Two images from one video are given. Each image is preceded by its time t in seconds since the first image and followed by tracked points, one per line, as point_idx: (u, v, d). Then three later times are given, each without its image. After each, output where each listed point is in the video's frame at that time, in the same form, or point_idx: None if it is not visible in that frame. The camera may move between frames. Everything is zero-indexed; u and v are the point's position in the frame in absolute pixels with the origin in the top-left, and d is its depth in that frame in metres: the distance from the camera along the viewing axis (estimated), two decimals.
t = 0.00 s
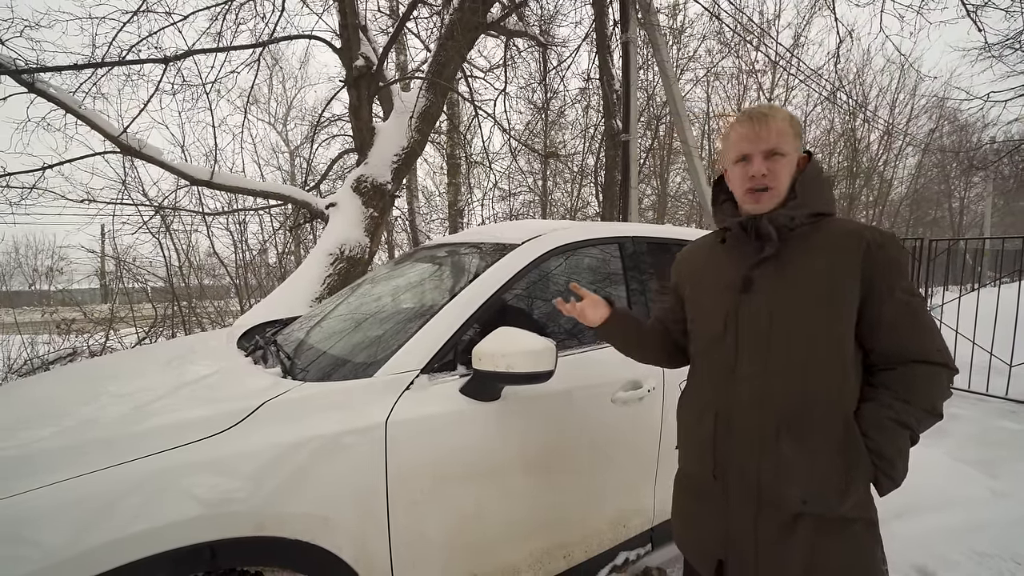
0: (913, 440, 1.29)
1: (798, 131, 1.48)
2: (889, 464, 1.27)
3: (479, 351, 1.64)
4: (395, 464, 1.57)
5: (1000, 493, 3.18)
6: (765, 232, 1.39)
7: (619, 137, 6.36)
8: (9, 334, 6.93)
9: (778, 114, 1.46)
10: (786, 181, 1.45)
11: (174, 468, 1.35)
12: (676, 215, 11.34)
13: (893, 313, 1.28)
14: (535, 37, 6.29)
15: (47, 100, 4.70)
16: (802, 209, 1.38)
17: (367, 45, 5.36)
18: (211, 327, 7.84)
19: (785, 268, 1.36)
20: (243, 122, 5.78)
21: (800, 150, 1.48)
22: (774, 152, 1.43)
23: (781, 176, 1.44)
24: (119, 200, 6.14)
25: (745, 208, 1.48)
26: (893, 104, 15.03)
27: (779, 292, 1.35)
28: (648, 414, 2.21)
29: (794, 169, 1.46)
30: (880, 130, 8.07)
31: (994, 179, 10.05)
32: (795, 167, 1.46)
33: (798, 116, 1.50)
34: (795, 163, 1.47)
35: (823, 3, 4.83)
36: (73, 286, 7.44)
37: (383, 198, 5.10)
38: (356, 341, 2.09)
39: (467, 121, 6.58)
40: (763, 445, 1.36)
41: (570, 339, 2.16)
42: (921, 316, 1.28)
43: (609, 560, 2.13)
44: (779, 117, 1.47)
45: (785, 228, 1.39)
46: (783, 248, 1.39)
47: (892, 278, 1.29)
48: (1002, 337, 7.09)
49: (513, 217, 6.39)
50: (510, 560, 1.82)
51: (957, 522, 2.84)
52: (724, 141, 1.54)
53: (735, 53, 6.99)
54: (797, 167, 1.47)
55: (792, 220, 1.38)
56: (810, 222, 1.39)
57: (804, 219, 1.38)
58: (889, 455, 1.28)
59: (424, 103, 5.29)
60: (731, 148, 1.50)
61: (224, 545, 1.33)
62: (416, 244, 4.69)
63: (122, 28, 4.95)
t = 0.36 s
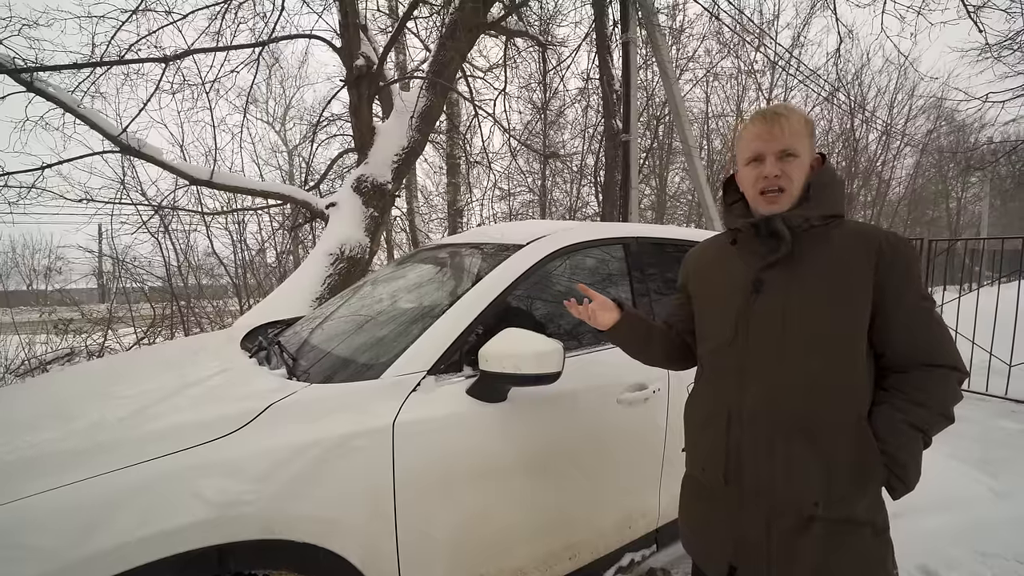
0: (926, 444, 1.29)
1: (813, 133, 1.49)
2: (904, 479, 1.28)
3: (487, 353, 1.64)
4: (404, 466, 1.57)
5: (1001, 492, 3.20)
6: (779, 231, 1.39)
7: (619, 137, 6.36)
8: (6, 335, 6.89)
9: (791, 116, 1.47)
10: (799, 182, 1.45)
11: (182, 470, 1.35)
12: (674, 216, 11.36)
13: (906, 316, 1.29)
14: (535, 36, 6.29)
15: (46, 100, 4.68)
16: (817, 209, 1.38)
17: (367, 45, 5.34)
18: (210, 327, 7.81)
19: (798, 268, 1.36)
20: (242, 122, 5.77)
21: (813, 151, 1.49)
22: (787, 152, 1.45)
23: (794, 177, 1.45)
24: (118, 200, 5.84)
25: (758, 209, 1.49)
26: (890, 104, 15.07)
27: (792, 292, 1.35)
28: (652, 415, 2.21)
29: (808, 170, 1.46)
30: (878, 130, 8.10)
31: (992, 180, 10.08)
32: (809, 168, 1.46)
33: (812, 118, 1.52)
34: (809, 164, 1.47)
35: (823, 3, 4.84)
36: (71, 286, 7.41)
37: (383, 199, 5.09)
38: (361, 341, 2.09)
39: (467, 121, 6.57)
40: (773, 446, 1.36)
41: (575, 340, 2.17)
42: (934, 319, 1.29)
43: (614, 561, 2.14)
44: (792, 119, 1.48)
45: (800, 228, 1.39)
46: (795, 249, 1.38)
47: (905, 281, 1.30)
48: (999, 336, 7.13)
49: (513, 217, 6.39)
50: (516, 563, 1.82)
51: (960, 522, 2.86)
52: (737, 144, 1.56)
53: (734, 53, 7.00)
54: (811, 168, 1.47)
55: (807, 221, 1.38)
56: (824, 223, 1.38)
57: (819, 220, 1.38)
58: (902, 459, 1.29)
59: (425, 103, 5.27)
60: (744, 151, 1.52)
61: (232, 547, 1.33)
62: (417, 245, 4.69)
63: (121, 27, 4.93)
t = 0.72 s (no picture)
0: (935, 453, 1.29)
1: (793, 138, 1.43)
2: (912, 487, 1.28)
3: (493, 358, 1.64)
4: (410, 472, 1.57)
5: (1002, 492, 3.21)
6: (784, 236, 1.40)
7: (618, 137, 6.36)
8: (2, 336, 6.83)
9: (761, 130, 1.46)
10: (772, 197, 1.44)
11: (185, 478, 1.34)
12: (673, 215, 11.37)
13: (915, 323, 1.28)
14: (534, 36, 6.29)
15: (44, 100, 4.65)
16: (821, 213, 1.39)
17: (367, 45, 5.32)
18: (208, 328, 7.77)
19: (802, 273, 1.37)
20: (241, 122, 5.74)
21: (801, 155, 1.42)
22: (752, 172, 1.46)
23: (765, 193, 1.45)
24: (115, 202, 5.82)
25: (744, 226, 1.52)
26: (887, 104, 15.11)
27: (795, 297, 1.37)
28: (657, 419, 2.22)
29: (783, 182, 1.42)
30: (876, 130, 8.12)
31: (988, 179, 10.13)
32: (785, 179, 1.42)
33: (802, 117, 1.44)
34: (793, 172, 1.43)
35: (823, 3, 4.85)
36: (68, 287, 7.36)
37: (382, 199, 5.07)
38: (363, 345, 2.08)
39: (466, 121, 6.55)
40: (776, 449, 1.39)
41: (578, 343, 2.16)
42: (945, 325, 1.28)
43: (618, 564, 2.14)
44: (768, 130, 1.45)
45: (804, 232, 1.40)
46: (802, 253, 1.39)
47: (913, 287, 1.29)
48: (997, 336, 7.15)
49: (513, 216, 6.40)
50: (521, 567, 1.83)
51: (961, 522, 2.87)
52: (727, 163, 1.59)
53: (733, 53, 7.00)
54: (797, 175, 1.42)
55: (810, 225, 1.39)
56: (830, 227, 1.39)
57: (823, 224, 1.39)
58: (909, 468, 1.28)
59: (425, 103, 5.26)
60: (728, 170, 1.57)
61: (237, 555, 1.32)
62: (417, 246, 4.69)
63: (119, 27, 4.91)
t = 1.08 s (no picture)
0: (918, 464, 1.26)
1: (770, 148, 1.45)
2: (886, 495, 1.26)
3: (490, 361, 1.62)
4: (406, 477, 1.55)
5: (995, 492, 3.23)
6: (770, 241, 1.44)
7: (613, 137, 6.36)
8: None
9: (739, 142, 1.50)
10: (755, 209, 1.48)
11: (177, 487, 1.32)
12: (668, 216, 11.39)
13: (901, 329, 1.26)
14: (529, 37, 6.28)
15: (32, 99, 4.58)
16: (807, 218, 1.41)
17: (362, 44, 5.29)
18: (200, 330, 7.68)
19: (789, 279, 1.39)
20: (233, 122, 5.70)
21: (782, 163, 1.44)
22: (735, 183, 1.50)
23: (747, 206, 1.49)
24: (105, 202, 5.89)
25: (737, 236, 1.57)
26: (879, 105, 15.25)
27: (782, 301, 1.39)
28: (654, 422, 2.21)
29: (764, 192, 1.45)
30: (868, 131, 8.19)
31: (977, 180, 10.25)
32: (767, 189, 1.45)
33: (780, 126, 1.46)
34: (776, 180, 1.44)
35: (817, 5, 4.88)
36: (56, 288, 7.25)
37: (377, 200, 5.03)
38: (359, 348, 2.06)
39: (461, 122, 6.54)
40: (761, 450, 1.42)
41: (575, 346, 2.15)
42: (938, 331, 1.25)
43: (616, 568, 2.13)
44: (746, 141, 1.49)
45: (789, 237, 1.42)
46: (792, 257, 1.41)
47: (902, 293, 1.27)
48: (988, 335, 7.22)
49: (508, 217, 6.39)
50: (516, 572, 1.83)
51: (955, 522, 2.89)
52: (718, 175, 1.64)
53: (727, 54, 7.04)
54: (782, 183, 1.44)
55: (796, 230, 1.41)
56: (822, 231, 1.40)
57: (810, 228, 1.40)
58: (888, 476, 1.27)
59: (420, 103, 5.23)
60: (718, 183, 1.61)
61: (231, 564, 1.30)
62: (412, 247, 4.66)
63: (110, 25, 4.86)
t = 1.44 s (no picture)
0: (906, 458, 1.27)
1: (760, 146, 1.45)
2: (872, 488, 1.28)
3: (484, 360, 1.61)
4: (399, 478, 1.54)
5: (982, 489, 3.26)
6: (760, 239, 1.46)
7: (605, 137, 6.38)
8: None
9: (729, 140, 1.50)
10: (746, 208, 1.49)
11: (163, 488, 1.29)
12: (660, 216, 11.44)
13: (889, 324, 1.26)
14: (521, 36, 6.29)
15: (16, 95, 4.50)
16: (797, 215, 1.42)
17: (353, 42, 5.26)
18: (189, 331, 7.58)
19: (778, 275, 1.40)
20: (223, 119, 5.64)
21: (772, 160, 1.44)
22: (727, 181, 1.51)
23: (739, 205, 1.50)
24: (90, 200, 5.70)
25: (730, 233, 1.58)
26: (867, 108, 15.42)
27: (771, 297, 1.39)
28: (647, 420, 2.21)
29: (755, 190, 1.46)
30: (857, 133, 8.28)
31: (963, 181, 10.40)
32: (757, 187, 1.46)
33: (770, 122, 1.46)
34: (766, 178, 1.45)
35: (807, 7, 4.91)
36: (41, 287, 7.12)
37: (369, 199, 5.00)
38: (350, 347, 2.04)
39: (454, 121, 6.52)
40: (751, 445, 1.43)
41: (567, 344, 2.15)
42: (928, 327, 1.25)
43: (610, 566, 2.13)
44: (736, 139, 1.49)
45: (780, 234, 1.44)
46: (781, 254, 1.42)
47: (890, 289, 1.26)
48: (975, 334, 7.32)
49: (501, 216, 6.38)
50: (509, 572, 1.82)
51: (943, 519, 2.91)
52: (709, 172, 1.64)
53: (718, 55, 7.08)
54: (772, 181, 1.45)
55: (786, 227, 1.43)
56: (812, 226, 1.41)
57: (800, 224, 1.42)
58: (876, 471, 1.28)
59: (412, 102, 5.21)
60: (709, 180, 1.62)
61: (218, 566, 1.28)
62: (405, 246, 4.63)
63: (96, 21, 4.79)
